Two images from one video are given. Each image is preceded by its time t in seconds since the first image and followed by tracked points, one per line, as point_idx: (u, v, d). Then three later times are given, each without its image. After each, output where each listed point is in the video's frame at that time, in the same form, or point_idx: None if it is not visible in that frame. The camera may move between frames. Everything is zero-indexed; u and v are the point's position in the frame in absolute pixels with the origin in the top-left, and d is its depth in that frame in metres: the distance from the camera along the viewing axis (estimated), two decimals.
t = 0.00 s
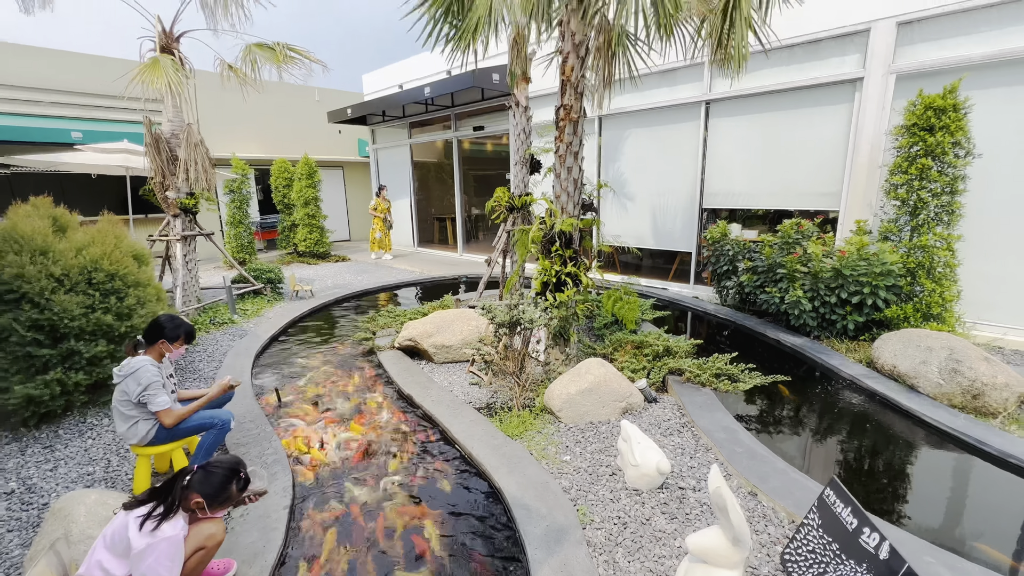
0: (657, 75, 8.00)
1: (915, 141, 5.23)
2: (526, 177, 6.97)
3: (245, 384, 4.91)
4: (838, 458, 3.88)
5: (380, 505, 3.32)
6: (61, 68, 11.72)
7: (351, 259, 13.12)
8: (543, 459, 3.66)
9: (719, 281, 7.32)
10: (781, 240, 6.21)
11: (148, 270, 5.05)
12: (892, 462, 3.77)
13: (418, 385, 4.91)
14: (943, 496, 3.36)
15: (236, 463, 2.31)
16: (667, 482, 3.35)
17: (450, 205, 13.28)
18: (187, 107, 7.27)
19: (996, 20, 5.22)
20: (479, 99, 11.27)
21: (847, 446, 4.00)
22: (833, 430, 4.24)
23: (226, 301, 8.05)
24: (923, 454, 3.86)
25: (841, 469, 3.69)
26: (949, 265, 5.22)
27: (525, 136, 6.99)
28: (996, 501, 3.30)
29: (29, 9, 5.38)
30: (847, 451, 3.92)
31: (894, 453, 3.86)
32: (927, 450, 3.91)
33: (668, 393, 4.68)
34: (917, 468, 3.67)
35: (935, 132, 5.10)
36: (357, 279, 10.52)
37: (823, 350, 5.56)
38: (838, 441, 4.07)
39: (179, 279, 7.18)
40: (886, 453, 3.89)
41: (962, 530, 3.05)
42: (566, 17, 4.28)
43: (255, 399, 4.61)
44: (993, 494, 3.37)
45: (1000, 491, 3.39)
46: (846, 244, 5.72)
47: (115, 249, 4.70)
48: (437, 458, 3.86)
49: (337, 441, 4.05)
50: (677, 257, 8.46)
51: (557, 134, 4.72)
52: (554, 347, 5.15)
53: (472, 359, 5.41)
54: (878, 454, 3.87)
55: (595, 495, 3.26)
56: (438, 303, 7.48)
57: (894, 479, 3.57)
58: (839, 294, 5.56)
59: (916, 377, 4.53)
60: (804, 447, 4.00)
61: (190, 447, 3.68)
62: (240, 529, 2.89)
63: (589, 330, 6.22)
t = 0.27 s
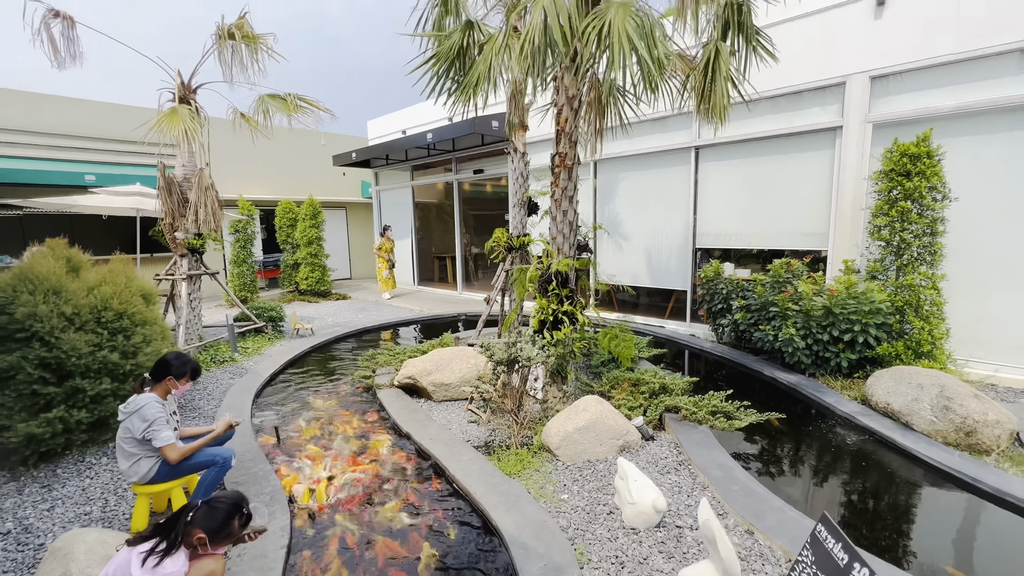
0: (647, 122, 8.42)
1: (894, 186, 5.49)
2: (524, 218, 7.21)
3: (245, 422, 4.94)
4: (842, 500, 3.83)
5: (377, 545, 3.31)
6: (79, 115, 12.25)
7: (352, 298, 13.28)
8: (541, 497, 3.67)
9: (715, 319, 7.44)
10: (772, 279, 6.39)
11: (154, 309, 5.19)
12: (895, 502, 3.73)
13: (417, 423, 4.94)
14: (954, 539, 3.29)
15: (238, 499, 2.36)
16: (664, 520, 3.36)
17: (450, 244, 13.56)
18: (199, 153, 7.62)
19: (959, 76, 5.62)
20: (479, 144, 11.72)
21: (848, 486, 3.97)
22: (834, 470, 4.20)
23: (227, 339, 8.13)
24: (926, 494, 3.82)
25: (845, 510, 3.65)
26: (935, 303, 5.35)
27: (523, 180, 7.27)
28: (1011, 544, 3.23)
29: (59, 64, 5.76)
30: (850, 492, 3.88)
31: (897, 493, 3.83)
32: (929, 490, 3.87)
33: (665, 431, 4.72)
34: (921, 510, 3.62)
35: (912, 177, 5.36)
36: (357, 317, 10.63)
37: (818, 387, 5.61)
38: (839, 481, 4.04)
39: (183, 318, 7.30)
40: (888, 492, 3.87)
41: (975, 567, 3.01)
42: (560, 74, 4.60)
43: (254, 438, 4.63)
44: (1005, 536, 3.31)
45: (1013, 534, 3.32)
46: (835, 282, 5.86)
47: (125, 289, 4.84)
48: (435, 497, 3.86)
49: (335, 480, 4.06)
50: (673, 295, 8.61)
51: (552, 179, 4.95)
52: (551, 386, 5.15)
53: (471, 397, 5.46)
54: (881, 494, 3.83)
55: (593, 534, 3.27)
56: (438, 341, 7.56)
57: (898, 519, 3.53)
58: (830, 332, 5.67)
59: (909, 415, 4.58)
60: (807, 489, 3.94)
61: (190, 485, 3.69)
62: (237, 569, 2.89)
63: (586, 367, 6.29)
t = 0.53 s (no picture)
0: (634, 165, 8.83)
1: (874, 226, 5.72)
2: (520, 256, 7.41)
3: (241, 459, 4.96)
4: (844, 542, 3.74)
5: None
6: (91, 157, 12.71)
7: (351, 333, 13.37)
8: (533, 534, 3.68)
9: (709, 354, 7.52)
10: (762, 314, 6.54)
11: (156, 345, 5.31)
12: (897, 543, 3.66)
13: (412, 460, 4.96)
14: None
15: (232, 536, 2.42)
16: (656, 558, 3.37)
17: (448, 280, 13.76)
18: (206, 194, 7.92)
19: (928, 123, 5.97)
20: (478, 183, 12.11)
21: (848, 526, 3.91)
22: (833, 510, 4.14)
23: (225, 376, 8.18)
24: (926, 535, 3.77)
25: (847, 553, 3.56)
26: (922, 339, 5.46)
27: (518, 219, 7.51)
28: None
29: (79, 111, 6.07)
30: (851, 533, 3.81)
31: (898, 535, 3.76)
32: (930, 531, 3.82)
33: (658, 468, 4.73)
34: (925, 552, 3.55)
35: (890, 217, 5.60)
36: (355, 353, 10.70)
37: (811, 423, 5.64)
38: (838, 521, 3.98)
39: (182, 355, 7.38)
40: (889, 533, 3.80)
41: None
42: (550, 123, 4.89)
43: (249, 475, 4.65)
44: None
45: None
46: (824, 318, 6.00)
47: (129, 326, 4.98)
48: (428, 535, 3.86)
49: (328, 518, 4.06)
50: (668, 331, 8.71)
51: (545, 220, 5.16)
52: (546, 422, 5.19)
53: (466, 433, 5.49)
54: (882, 536, 3.76)
55: (584, 572, 3.27)
56: (434, 377, 7.61)
57: (900, 560, 3.47)
58: (821, 367, 5.76)
59: (900, 450, 4.62)
60: (809, 531, 3.85)
61: (185, 523, 3.68)
62: None
63: (581, 403, 6.33)
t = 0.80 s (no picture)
0: (625, 197, 9.12)
1: (856, 256, 5.91)
2: (516, 285, 7.59)
3: (235, 487, 4.99)
4: (843, 572, 3.69)
5: None
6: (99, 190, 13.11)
7: (349, 362, 13.41)
8: (524, 562, 3.70)
9: (703, 382, 7.57)
10: (753, 342, 6.66)
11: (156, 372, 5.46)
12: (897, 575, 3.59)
13: (406, 488, 4.98)
14: None
15: (225, 559, 2.49)
16: None
17: (446, 309, 13.90)
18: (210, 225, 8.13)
19: (906, 158, 6.24)
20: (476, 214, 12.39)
21: (844, 556, 3.87)
22: (829, 540, 4.10)
23: (222, 404, 8.22)
24: (926, 566, 3.72)
25: None
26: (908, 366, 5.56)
27: (514, 249, 7.72)
28: None
29: (92, 147, 6.33)
30: (850, 564, 3.74)
31: (897, 566, 3.70)
32: (929, 561, 3.78)
33: (651, 495, 4.76)
34: None
35: (872, 247, 5.80)
36: (353, 381, 10.74)
37: (803, 451, 5.67)
38: (835, 552, 3.93)
39: (181, 383, 7.45)
40: (888, 563, 3.76)
41: None
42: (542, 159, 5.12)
43: (243, 504, 4.67)
44: None
45: None
46: (813, 346, 6.12)
47: (131, 353, 5.13)
48: (420, 563, 3.87)
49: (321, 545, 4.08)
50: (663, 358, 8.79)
51: (538, 251, 5.34)
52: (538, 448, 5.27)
53: (460, 462, 5.52)
54: (882, 566, 3.70)
55: None
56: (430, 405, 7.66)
57: None
58: (811, 395, 5.83)
59: (889, 477, 4.66)
60: (809, 562, 3.80)
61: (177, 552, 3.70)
62: None
63: (575, 431, 6.37)
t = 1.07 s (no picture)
0: (621, 219, 9.29)
1: (847, 276, 6.03)
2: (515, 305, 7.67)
3: (233, 507, 5.00)
4: None
5: None
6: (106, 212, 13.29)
7: (348, 382, 13.41)
8: None
9: (701, 402, 7.59)
10: (749, 362, 6.73)
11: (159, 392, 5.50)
12: None
13: (404, 508, 4.99)
14: None
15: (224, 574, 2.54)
16: None
17: (446, 329, 13.96)
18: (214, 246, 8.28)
19: (893, 181, 6.42)
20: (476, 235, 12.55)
21: None
22: (830, 562, 4.08)
23: (221, 425, 8.23)
24: None
25: None
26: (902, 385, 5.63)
27: (512, 270, 7.85)
28: None
29: (102, 172, 6.51)
30: None
31: None
32: None
33: (648, 515, 4.77)
34: None
35: (862, 268, 5.92)
36: (352, 402, 10.74)
37: (801, 471, 5.68)
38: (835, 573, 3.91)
39: (181, 403, 7.48)
40: None
41: None
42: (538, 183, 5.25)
43: (241, 524, 4.68)
44: None
45: None
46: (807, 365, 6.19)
47: (134, 373, 5.18)
48: None
49: (318, 566, 4.09)
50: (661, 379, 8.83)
51: (535, 272, 5.45)
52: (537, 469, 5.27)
53: (458, 482, 5.53)
54: None
55: None
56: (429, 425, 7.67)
57: None
58: (807, 414, 5.87)
59: (885, 496, 4.68)
60: None
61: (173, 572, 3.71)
62: None
63: (573, 451, 6.38)
